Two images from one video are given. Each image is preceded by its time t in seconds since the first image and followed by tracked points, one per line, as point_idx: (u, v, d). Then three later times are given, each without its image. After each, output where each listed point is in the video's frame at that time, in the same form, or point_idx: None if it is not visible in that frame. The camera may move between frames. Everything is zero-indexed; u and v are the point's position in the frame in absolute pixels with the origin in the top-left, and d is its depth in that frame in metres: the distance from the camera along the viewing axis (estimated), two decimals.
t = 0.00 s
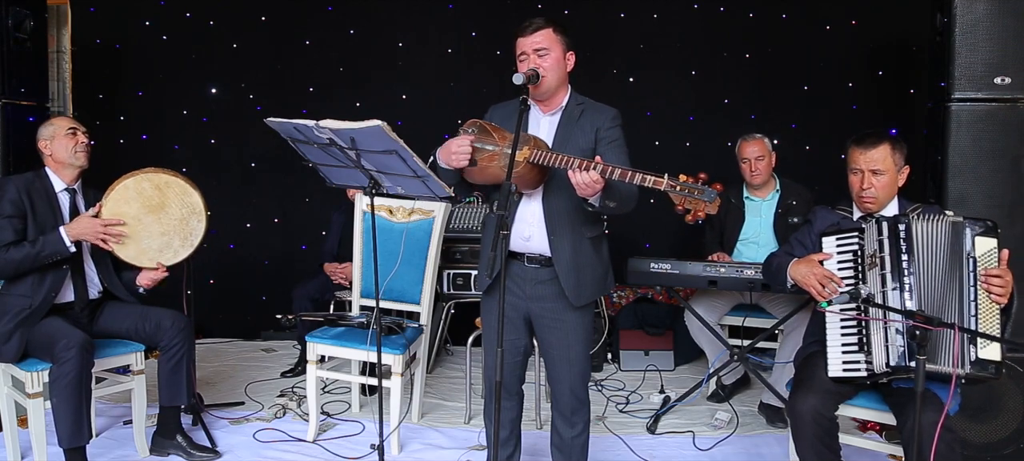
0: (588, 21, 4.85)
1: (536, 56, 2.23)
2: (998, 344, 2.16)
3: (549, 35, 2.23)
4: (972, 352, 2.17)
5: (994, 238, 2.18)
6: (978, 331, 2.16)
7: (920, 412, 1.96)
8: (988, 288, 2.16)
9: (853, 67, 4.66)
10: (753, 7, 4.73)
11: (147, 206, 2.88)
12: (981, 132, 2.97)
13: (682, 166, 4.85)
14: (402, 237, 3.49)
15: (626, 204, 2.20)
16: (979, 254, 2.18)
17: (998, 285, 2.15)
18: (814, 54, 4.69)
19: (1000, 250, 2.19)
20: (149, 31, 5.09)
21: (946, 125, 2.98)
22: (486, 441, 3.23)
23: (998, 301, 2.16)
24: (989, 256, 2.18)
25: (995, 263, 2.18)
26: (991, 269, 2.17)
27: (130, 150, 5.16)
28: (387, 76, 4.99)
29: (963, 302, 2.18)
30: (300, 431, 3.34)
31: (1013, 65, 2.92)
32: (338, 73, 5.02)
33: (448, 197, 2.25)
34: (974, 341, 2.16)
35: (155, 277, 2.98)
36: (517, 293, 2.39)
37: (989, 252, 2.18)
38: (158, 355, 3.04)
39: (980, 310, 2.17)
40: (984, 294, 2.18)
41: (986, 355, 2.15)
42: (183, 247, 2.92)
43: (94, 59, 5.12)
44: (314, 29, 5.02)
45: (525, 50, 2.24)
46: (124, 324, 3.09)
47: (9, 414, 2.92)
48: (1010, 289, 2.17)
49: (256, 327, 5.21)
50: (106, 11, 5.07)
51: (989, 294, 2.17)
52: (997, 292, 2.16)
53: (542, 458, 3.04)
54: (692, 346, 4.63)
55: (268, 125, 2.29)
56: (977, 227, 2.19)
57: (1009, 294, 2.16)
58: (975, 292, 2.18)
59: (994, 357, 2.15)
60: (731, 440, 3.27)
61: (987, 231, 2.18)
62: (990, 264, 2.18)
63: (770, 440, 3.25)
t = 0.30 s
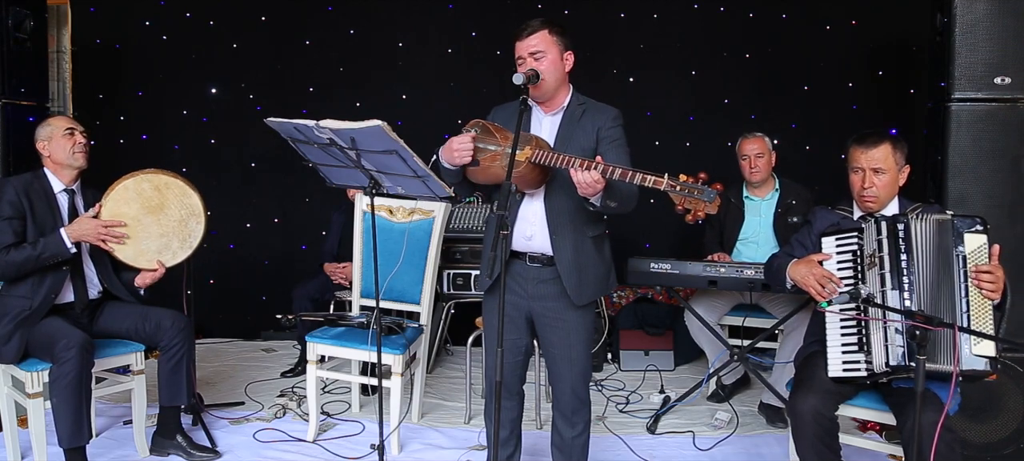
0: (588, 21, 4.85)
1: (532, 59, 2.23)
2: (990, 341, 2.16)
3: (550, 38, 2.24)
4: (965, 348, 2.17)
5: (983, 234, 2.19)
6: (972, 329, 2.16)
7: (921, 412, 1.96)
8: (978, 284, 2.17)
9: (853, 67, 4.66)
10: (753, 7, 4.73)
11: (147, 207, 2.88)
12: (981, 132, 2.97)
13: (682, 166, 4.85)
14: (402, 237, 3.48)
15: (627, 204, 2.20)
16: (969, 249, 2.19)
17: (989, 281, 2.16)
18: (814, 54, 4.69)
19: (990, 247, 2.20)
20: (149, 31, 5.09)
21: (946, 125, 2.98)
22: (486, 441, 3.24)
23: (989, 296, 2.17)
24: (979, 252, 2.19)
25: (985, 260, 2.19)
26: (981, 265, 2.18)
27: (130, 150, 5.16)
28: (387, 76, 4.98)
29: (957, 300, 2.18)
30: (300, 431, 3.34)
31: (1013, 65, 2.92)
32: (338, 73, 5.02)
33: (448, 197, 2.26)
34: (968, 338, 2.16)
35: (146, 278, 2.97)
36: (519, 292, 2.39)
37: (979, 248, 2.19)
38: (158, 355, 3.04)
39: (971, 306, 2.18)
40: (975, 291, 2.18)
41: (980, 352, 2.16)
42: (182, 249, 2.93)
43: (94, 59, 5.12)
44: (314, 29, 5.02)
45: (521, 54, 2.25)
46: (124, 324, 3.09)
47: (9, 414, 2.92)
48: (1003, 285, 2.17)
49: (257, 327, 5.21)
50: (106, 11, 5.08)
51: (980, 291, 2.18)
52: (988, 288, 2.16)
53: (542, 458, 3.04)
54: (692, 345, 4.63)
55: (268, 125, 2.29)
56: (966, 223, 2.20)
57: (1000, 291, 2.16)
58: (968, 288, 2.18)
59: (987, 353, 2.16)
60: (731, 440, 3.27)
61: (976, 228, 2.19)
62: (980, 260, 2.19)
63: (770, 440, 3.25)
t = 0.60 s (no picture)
0: (588, 21, 4.85)
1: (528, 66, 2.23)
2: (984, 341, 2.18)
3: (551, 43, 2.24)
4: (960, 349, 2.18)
5: (980, 236, 2.20)
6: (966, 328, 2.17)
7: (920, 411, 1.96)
8: (974, 285, 2.20)
9: (853, 67, 4.66)
10: (753, 7, 4.73)
11: (146, 212, 2.87)
12: (981, 132, 2.97)
13: (682, 166, 4.85)
14: (403, 237, 3.48)
15: (630, 203, 2.20)
16: (965, 250, 2.21)
17: (985, 280, 2.18)
18: (814, 54, 4.69)
19: (987, 248, 2.22)
20: (149, 31, 5.09)
21: (946, 125, 2.98)
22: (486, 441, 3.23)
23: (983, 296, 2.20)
24: (975, 253, 2.21)
25: (983, 261, 2.21)
26: (977, 266, 2.20)
27: (129, 150, 5.16)
28: (387, 76, 4.98)
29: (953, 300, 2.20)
30: (300, 431, 3.34)
31: (1013, 65, 2.92)
32: (338, 73, 5.02)
33: (448, 197, 2.25)
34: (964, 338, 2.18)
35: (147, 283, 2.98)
36: (524, 290, 2.39)
37: (975, 249, 2.21)
38: (158, 355, 3.04)
39: (965, 306, 2.21)
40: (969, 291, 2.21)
41: (972, 352, 2.18)
42: (182, 254, 2.92)
43: (94, 59, 5.12)
44: (314, 29, 5.02)
45: (518, 60, 2.26)
46: (124, 324, 3.09)
47: (9, 414, 2.92)
48: (1000, 285, 2.20)
49: (256, 327, 5.21)
50: (106, 11, 5.08)
51: (975, 290, 2.21)
52: (982, 288, 2.19)
53: (542, 458, 3.04)
54: (692, 345, 4.63)
55: (268, 125, 2.28)
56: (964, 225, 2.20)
57: (996, 291, 2.19)
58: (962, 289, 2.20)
59: (982, 354, 2.17)
60: (731, 440, 3.27)
61: (972, 229, 2.20)
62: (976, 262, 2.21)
63: (769, 440, 3.25)
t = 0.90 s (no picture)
0: (588, 21, 4.85)
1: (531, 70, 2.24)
2: (983, 342, 2.18)
3: (554, 47, 2.24)
4: (957, 351, 2.18)
5: (981, 237, 2.19)
6: (964, 328, 2.17)
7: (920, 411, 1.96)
8: (974, 287, 2.19)
9: (853, 67, 4.66)
10: (753, 7, 4.73)
11: (147, 219, 2.88)
12: (981, 132, 2.97)
13: (682, 166, 4.85)
14: (404, 237, 3.48)
15: (632, 206, 2.20)
16: (966, 250, 2.19)
17: (985, 282, 2.17)
18: (814, 54, 4.69)
19: (988, 250, 2.20)
20: (149, 31, 5.09)
21: (946, 125, 2.98)
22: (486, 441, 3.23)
23: (983, 298, 2.19)
24: (976, 255, 2.20)
25: (983, 264, 2.20)
26: (979, 268, 2.19)
27: (129, 150, 5.16)
28: (387, 76, 4.98)
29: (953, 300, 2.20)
30: (300, 431, 3.34)
31: (1013, 65, 2.92)
32: (338, 73, 5.02)
33: (448, 197, 2.25)
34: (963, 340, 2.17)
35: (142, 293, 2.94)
36: (529, 288, 2.40)
37: (976, 251, 2.20)
38: (158, 355, 3.04)
39: (965, 307, 2.20)
40: (969, 293, 2.20)
41: (969, 353, 2.17)
42: (181, 262, 2.92)
43: (94, 59, 5.12)
44: (314, 29, 5.02)
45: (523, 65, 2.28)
46: (124, 324, 3.09)
47: (9, 414, 2.92)
48: (1000, 287, 2.18)
49: (256, 327, 5.21)
50: (107, 11, 5.08)
51: (975, 292, 2.20)
52: (982, 290, 2.18)
53: (543, 458, 3.04)
54: (693, 345, 4.63)
55: (268, 125, 2.28)
56: (965, 226, 2.19)
57: (995, 293, 2.18)
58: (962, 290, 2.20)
59: (979, 355, 2.17)
60: (731, 440, 3.27)
61: (974, 231, 2.19)
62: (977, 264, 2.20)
63: (769, 440, 3.25)
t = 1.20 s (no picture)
0: (588, 21, 4.85)
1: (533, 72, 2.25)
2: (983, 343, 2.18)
3: (557, 50, 2.24)
4: (957, 350, 2.18)
5: (983, 237, 2.20)
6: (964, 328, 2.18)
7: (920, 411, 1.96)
8: (975, 289, 2.19)
9: (854, 67, 4.66)
10: (753, 7, 4.73)
11: (147, 220, 2.85)
12: (981, 132, 2.97)
13: (682, 166, 4.85)
14: (405, 236, 3.48)
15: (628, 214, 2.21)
16: (967, 251, 2.20)
17: (985, 286, 2.18)
18: (814, 54, 4.69)
19: (989, 250, 2.22)
20: (149, 31, 5.09)
21: (946, 125, 2.98)
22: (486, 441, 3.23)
23: (985, 301, 2.19)
24: (978, 256, 2.21)
25: (984, 266, 2.21)
26: (980, 270, 2.20)
27: (129, 150, 5.16)
28: (387, 76, 4.98)
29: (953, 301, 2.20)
30: (300, 431, 3.34)
31: (1013, 65, 2.92)
32: (338, 73, 5.02)
33: (447, 197, 2.25)
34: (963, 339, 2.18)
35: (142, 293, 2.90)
36: (533, 287, 2.40)
37: (978, 251, 2.21)
38: (155, 357, 3.03)
39: (965, 307, 2.21)
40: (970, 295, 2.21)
41: (970, 353, 2.18)
42: (183, 262, 2.92)
43: (94, 59, 5.12)
44: (314, 29, 5.02)
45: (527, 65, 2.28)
46: (124, 324, 3.09)
47: (9, 414, 2.92)
48: (1000, 290, 2.19)
49: (256, 327, 5.21)
50: (107, 11, 5.08)
51: (976, 294, 2.20)
52: (984, 293, 2.18)
53: (543, 458, 3.04)
54: (693, 345, 4.63)
55: (268, 125, 2.28)
56: (967, 226, 2.20)
57: (997, 296, 2.18)
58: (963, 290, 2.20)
59: (978, 355, 2.18)
60: (731, 440, 3.27)
61: (977, 231, 2.20)
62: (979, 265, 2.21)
63: (769, 440, 3.25)
